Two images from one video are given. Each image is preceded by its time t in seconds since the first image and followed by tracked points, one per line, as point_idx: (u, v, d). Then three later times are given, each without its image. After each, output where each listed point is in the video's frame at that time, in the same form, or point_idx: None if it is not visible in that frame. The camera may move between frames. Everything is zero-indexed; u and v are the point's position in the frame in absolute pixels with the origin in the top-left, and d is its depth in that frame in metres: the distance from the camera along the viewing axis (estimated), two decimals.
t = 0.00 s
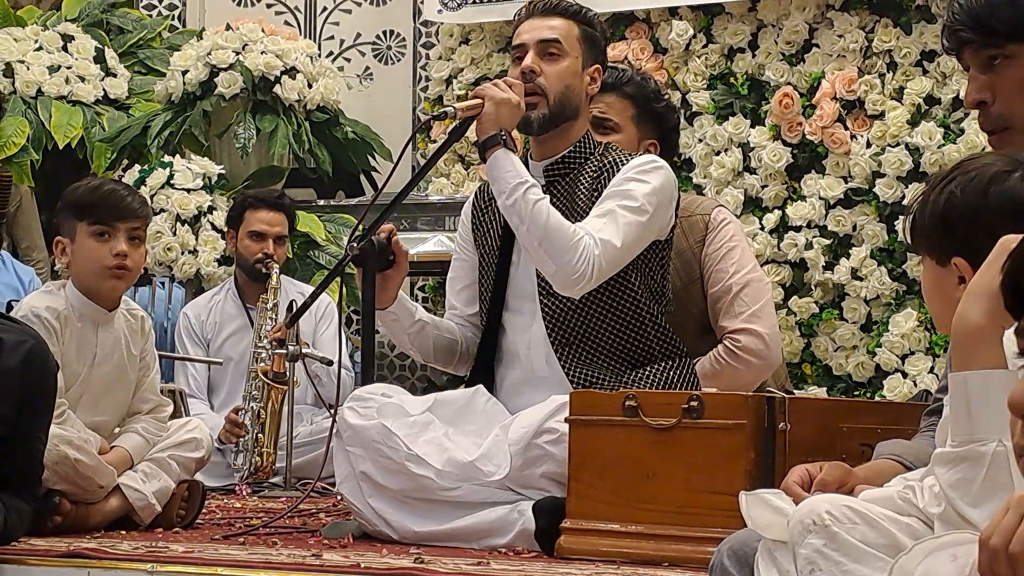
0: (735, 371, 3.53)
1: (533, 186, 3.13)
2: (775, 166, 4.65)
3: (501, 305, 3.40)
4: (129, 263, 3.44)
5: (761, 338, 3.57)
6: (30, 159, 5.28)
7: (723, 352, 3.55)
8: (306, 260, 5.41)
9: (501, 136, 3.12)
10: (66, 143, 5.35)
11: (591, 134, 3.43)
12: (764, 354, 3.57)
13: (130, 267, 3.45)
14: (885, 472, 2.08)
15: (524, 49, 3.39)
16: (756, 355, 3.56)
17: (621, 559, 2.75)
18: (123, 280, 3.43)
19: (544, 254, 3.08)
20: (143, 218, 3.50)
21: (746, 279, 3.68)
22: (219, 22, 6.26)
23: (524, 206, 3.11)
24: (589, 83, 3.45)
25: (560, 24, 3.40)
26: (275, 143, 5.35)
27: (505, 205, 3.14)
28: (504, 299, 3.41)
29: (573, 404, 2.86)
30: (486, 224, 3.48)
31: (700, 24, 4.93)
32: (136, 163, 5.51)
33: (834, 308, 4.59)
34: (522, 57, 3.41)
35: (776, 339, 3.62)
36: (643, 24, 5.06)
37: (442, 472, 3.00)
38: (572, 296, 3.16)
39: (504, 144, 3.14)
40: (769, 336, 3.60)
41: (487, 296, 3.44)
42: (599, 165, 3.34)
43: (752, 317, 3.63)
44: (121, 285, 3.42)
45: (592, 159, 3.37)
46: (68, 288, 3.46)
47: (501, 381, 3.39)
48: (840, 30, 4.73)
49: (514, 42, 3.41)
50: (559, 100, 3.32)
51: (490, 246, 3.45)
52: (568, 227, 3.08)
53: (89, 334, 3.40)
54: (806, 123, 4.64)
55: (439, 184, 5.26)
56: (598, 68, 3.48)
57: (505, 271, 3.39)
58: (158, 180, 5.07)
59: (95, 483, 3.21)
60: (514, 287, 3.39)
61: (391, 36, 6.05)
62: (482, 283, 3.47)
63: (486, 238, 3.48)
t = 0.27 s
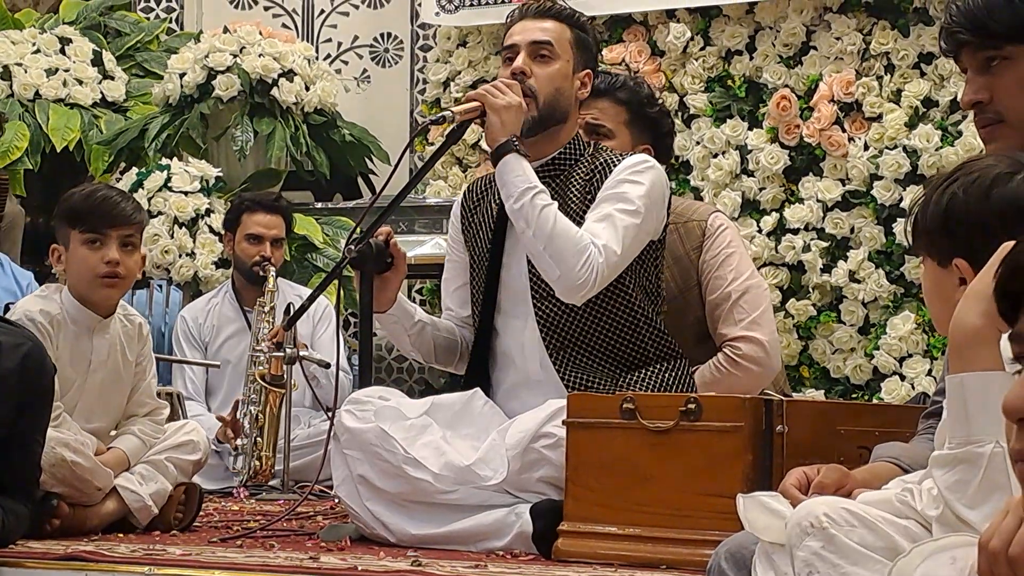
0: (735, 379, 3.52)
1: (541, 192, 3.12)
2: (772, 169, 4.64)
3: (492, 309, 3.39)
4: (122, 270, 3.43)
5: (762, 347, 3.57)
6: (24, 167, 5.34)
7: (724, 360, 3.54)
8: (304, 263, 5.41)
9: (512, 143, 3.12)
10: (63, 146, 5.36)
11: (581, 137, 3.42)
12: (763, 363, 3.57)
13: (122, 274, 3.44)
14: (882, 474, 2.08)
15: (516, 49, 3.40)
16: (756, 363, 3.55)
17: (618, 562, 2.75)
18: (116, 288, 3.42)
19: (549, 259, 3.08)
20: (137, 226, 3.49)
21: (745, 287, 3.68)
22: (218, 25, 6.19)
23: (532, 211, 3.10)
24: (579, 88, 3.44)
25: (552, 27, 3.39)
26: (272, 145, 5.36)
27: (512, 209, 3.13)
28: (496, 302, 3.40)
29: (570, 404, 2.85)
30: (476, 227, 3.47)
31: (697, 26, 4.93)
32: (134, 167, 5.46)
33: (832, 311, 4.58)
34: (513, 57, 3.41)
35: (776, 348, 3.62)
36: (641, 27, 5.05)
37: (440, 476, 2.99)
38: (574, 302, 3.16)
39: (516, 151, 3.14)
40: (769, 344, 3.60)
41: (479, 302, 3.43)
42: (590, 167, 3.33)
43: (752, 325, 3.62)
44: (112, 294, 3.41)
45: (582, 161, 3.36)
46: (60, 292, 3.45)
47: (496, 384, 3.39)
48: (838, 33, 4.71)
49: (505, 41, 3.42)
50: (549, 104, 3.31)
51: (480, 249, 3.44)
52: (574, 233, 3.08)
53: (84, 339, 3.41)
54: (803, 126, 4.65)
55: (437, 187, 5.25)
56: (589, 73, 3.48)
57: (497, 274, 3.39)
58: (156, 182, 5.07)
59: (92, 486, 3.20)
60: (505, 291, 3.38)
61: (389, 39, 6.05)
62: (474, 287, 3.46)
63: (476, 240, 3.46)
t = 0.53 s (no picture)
0: (734, 385, 3.51)
1: (546, 195, 3.12)
2: (771, 170, 4.64)
3: (489, 311, 3.39)
4: (133, 271, 3.46)
5: (759, 350, 3.56)
6: (18, 168, 5.33)
7: (722, 365, 3.54)
8: (303, 263, 5.41)
9: (518, 147, 3.13)
10: (62, 147, 5.36)
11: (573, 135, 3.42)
12: (763, 366, 3.56)
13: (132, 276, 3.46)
14: (880, 475, 2.08)
15: (509, 52, 3.39)
16: (756, 367, 3.54)
17: (617, 563, 2.75)
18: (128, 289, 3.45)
19: (553, 262, 3.08)
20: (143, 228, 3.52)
21: (744, 288, 3.68)
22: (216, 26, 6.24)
23: (537, 214, 3.10)
24: (572, 90, 3.42)
25: (545, 28, 3.39)
26: (271, 146, 5.36)
27: (517, 212, 3.14)
28: (492, 302, 3.39)
29: (569, 405, 2.84)
30: (470, 227, 3.46)
31: (697, 27, 4.93)
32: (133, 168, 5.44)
33: (831, 312, 4.58)
34: (506, 59, 3.41)
35: (775, 350, 3.62)
36: (640, 28, 5.05)
37: (439, 477, 2.99)
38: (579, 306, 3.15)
39: (521, 154, 3.15)
40: (766, 348, 3.59)
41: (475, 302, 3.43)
42: (583, 166, 3.33)
43: (750, 327, 3.62)
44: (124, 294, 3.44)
45: (575, 159, 3.36)
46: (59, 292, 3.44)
47: (493, 385, 3.38)
48: (837, 33, 4.71)
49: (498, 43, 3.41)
50: (541, 107, 3.31)
51: (474, 250, 3.44)
52: (578, 236, 3.08)
53: (84, 340, 3.40)
54: (802, 127, 4.65)
55: (436, 187, 5.24)
56: (581, 75, 3.46)
57: (492, 274, 3.38)
58: (154, 184, 5.04)
59: (90, 487, 3.20)
60: (502, 291, 3.38)
61: (388, 39, 6.05)
62: (470, 288, 3.46)
63: (471, 240, 3.46)
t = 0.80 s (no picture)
0: (743, 394, 3.53)
1: (552, 206, 3.14)
2: (777, 179, 4.66)
3: (494, 321, 3.40)
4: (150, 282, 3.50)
5: (767, 360, 3.59)
6: (24, 177, 5.36)
7: (731, 374, 3.56)
8: (309, 272, 5.42)
9: (522, 157, 3.15)
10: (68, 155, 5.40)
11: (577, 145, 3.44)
12: (770, 377, 3.58)
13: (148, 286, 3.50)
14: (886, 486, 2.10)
15: (511, 65, 3.40)
16: (764, 377, 3.56)
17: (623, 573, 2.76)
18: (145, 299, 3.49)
19: (561, 273, 3.09)
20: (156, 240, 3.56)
21: (756, 299, 3.69)
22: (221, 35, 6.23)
23: (543, 224, 3.12)
24: (575, 100, 3.46)
25: (547, 41, 3.41)
26: (277, 155, 5.36)
27: (523, 223, 3.15)
28: (498, 312, 3.40)
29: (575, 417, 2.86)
30: (474, 236, 3.48)
31: (701, 36, 4.95)
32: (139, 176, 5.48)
33: (836, 320, 4.60)
34: (507, 73, 3.42)
35: (782, 362, 3.63)
36: (644, 37, 5.07)
37: (446, 487, 3.00)
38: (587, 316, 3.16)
39: (525, 164, 3.16)
40: (774, 358, 3.62)
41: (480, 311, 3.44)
42: (588, 175, 3.35)
43: (760, 337, 3.64)
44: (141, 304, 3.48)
45: (580, 168, 3.38)
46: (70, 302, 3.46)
47: (500, 394, 3.39)
48: (841, 43, 4.72)
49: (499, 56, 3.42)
50: (545, 119, 3.33)
51: (479, 258, 3.45)
52: (585, 246, 3.09)
53: (92, 350, 3.42)
54: (807, 136, 4.66)
55: (441, 197, 5.26)
56: (585, 86, 3.50)
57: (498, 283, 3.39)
58: (161, 192, 5.09)
59: (98, 497, 3.21)
60: (507, 300, 3.39)
61: (393, 48, 6.07)
62: (476, 297, 3.47)
63: (475, 249, 3.47)
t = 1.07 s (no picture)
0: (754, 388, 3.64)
1: (552, 200, 3.14)
2: (777, 175, 4.66)
3: (495, 316, 3.39)
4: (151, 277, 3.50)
5: (781, 357, 3.67)
6: (24, 172, 5.33)
7: (744, 367, 3.65)
8: (309, 268, 5.42)
9: (522, 152, 3.14)
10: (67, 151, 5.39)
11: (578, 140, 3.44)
12: (782, 373, 3.67)
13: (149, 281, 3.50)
14: (888, 479, 2.10)
15: (515, 58, 3.40)
16: (776, 373, 3.66)
17: (623, 567, 2.76)
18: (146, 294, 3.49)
19: (562, 267, 3.09)
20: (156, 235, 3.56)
21: (773, 297, 3.74)
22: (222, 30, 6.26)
23: (544, 219, 3.11)
24: (578, 94, 3.45)
25: (551, 35, 3.40)
26: (277, 150, 5.37)
27: (524, 218, 3.15)
28: (498, 307, 3.40)
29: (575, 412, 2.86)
30: (476, 232, 3.47)
31: (702, 32, 4.95)
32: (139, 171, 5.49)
33: (837, 316, 4.60)
34: (511, 66, 3.41)
35: (794, 358, 3.73)
36: (645, 32, 5.07)
37: (447, 482, 3.00)
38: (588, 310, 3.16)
39: (525, 159, 3.16)
40: (788, 355, 3.70)
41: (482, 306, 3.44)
42: (589, 171, 3.35)
43: (775, 334, 3.71)
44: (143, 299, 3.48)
45: (581, 164, 3.38)
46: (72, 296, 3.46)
47: (502, 389, 3.40)
48: (842, 38, 4.72)
49: (503, 50, 3.41)
50: (549, 112, 3.32)
51: (480, 254, 3.45)
52: (586, 241, 3.09)
53: (94, 344, 3.41)
54: (808, 132, 4.66)
55: (442, 192, 5.26)
56: (587, 79, 3.49)
57: (498, 278, 3.39)
58: (162, 187, 5.11)
59: (99, 491, 3.21)
60: (508, 295, 3.39)
61: (393, 44, 6.07)
62: (477, 293, 3.47)
63: (476, 245, 3.47)
